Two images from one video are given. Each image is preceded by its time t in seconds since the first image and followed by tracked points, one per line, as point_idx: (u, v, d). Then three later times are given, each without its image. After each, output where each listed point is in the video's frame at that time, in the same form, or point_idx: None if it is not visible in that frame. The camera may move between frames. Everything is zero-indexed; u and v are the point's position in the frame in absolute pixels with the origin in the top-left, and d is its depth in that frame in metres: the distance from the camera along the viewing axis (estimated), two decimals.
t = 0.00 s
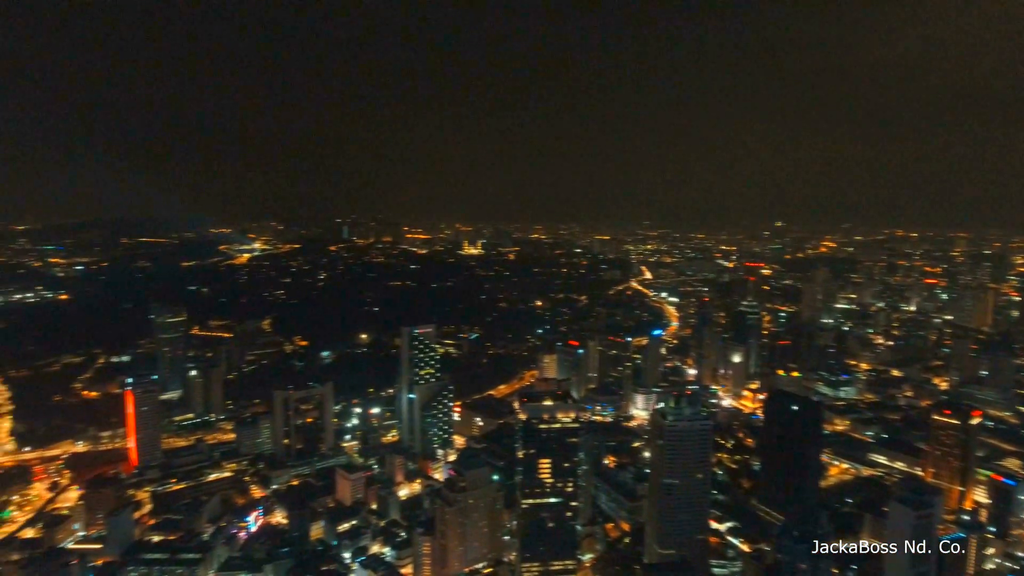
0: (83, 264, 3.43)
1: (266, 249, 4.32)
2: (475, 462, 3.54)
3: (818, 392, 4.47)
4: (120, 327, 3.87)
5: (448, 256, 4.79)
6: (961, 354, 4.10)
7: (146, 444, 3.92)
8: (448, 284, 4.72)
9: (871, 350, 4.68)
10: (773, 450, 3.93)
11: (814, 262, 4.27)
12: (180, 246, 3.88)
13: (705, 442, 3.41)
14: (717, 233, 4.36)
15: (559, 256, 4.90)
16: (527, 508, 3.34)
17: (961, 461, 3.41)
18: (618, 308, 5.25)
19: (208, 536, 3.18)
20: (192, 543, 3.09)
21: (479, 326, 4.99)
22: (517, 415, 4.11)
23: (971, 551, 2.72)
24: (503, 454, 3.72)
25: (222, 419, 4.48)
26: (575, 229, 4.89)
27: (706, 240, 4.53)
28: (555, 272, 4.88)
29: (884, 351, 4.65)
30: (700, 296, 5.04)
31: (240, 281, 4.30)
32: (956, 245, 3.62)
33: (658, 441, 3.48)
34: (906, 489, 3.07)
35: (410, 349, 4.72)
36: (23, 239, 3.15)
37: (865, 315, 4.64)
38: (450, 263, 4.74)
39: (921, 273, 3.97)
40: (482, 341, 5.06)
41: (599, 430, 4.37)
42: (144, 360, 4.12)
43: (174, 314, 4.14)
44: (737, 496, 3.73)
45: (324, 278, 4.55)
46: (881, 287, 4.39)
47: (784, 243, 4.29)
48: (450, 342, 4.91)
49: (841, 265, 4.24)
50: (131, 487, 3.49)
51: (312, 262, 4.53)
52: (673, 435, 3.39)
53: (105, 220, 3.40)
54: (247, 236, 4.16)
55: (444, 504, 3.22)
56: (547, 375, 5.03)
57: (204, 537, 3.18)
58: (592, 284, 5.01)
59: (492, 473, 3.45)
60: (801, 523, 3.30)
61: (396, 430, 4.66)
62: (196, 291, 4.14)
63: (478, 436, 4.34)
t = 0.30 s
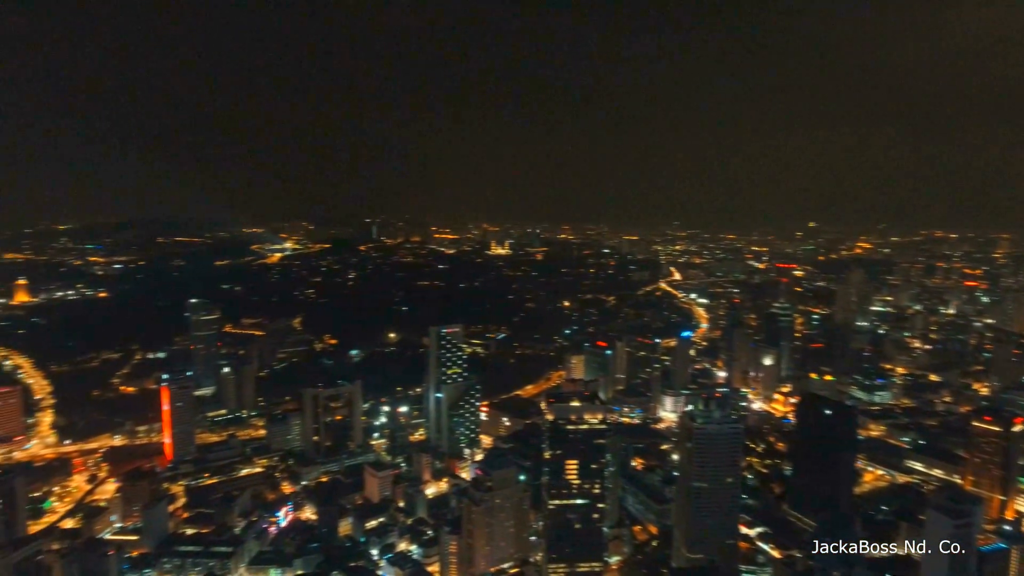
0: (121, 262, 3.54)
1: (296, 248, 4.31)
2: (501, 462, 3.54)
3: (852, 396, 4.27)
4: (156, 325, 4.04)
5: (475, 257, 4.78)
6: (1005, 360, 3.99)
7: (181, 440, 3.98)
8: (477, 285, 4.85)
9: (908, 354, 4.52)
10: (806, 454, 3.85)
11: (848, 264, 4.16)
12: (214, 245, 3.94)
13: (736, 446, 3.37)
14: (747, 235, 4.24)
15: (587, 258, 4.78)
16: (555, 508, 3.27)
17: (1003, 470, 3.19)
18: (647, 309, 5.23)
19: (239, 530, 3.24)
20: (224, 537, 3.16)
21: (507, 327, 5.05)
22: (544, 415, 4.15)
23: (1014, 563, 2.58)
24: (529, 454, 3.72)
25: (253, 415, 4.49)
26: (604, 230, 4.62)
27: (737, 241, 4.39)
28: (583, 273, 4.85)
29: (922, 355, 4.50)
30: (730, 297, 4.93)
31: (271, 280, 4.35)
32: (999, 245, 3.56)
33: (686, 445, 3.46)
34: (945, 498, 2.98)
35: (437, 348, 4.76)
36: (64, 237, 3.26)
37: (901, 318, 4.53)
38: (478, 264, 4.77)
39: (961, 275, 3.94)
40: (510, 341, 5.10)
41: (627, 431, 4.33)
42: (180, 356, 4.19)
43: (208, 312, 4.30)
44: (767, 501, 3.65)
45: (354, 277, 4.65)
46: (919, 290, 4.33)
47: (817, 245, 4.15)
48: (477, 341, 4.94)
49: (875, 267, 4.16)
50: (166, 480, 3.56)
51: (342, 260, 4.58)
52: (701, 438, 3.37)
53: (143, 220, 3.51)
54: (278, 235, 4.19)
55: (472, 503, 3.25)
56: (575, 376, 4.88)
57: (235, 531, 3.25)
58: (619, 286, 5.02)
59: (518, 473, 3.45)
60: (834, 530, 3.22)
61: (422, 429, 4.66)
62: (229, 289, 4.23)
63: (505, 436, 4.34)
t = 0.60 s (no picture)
0: (157, 261, 3.59)
1: (325, 247, 4.34)
2: (528, 462, 3.55)
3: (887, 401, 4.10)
4: (188, 326, 4.13)
5: (502, 258, 4.74)
6: None
7: (214, 435, 4.08)
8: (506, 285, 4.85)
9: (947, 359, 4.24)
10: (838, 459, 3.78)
11: (883, 265, 4.04)
12: (248, 244, 4.01)
13: (764, 449, 3.29)
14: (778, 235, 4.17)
15: (614, 257, 4.71)
16: (582, 509, 3.22)
17: None
18: (678, 310, 5.19)
19: (270, 525, 3.30)
20: (256, 531, 3.22)
21: (535, 327, 5.07)
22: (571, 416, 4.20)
23: None
24: (556, 455, 3.71)
25: (284, 412, 4.64)
26: (632, 230, 4.56)
27: (769, 242, 4.35)
28: (609, 272, 4.80)
29: (961, 360, 4.22)
30: (761, 299, 4.90)
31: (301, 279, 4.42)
32: None
33: (715, 448, 3.41)
34: (987, 509, 2.86)
35: (465, 348, 4.79)
36: (104, 237, 3.35)
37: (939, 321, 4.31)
38: (506, 263, 4.75)
39: (1003, 278, 3.71)
40: (536, 341, 5.12)
41: (656, 433, 4.30)
42: (213, 353, 4.34)
43: (240, 310, 4.36)
44: (799, 506, 3.54)
45: (380, 275, 4.66)
46: (957, 292, 4.08)
47: (850, 246, 4.11)
48: (505, 341, 4.99)
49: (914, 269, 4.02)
50: (199, 475, 3.68)
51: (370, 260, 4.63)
52: (730, 441, 3.30)
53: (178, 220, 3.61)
54: (308, 235, 4.23)
55: (499, 502, 3.27)
56: (602, 376, 4.84)
57: (266, 525, 3.31)
58: (648, 285, 4.93)
59: (545, 473, 3.46)
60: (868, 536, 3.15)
61: (450, 428, 4.71)
62: (260, 289, 4.34)
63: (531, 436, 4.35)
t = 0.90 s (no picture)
0: (193, 260, 3.67)
1: (356, 246, 4.43)
2: (554, 462, 3.55)
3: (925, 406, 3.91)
4: (223, 324, 4.23)
5: (530, 258, 4.72)
6: None
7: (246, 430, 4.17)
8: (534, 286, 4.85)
9: (990, 363, 3.98)
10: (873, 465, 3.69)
11: (922, 266, 3.85)
12: (281, 243, 4.09)
13: (796, 453, 3.26)
14: (812, 236, 4.06)
15: (643, 256, 4.61)
16: (609, 511, 3.24)
17: None
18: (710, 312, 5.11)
19: (300, 520, 3.35)
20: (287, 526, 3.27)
21: (563, 328, 5.20)
22: (599, 417, 4.14)
23: None
24: (583, 456, 3.70)
25: (315, 409, 4.73)
26: (662, 231, 4.42)
27: (801, 243, 4.22)
28: (639, 272, 4.76)
29: (1004, 364, 3.94)
30: (795, 300, 4.72)
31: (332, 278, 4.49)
32: None
33: (746, 452, 3.37)
34: None
35: (493, 348, 4.85)
36: (142, 236, 3.42)
37: (981, 324, 4.02)
38: (533, 264, 4.73)
39: None
40: (563, 342, 5.21)
41: (684, 436, 4.26)
42: (246, 351, 4.42)
43: (271, 309, 4.45)
44: (831, 511, 3.32)
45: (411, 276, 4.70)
46: (1000, 293, 3.86)
47: (887, 246, 3.97)
48: (532, 341, 5.06)
49: (954, 270, 3.84)
50: (232, 470, 3.76)
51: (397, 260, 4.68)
52: (762, 444, 3.26)
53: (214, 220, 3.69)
54: (338, 234, 4.31)
55: (526, 503, 3.28)
56: (631, 378, 5.09)
57: (296, 520, 3.36)
58: (678, 286, 4.91)
59: (572, 475, 3.45)
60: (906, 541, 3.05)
61: (477, 427, 4.71)
62: (292, 288, 4.40)
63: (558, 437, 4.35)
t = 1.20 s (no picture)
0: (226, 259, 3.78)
1: (385, 246, 4.43)
2: (581, 463, 3.53)
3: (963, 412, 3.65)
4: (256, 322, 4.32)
5: (560, 258, 4.76)
6: None
7: (278, 426, 4.25)
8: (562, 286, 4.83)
9: None
10: (910, 471, 3.60)
11: (963, 268, 3.75)
12: (309, 242, 4.13)
13: (831, 458, 3.19)
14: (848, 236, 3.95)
15: (672, 257, 4.61)
16: (637, 514, 3.21)
17: None
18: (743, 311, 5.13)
19: (329, 516, 3.40)
20: (315, 522, 3.32)
21: (590, 327, 5.14)
22: (627, 419, 4.11)
23: None
24: (611, 458, 3.68)
25: (344, 406, 4.79)
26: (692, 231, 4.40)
27: (835, 242, 4.13)
28: (669, 273, 4.72)
29: None
30: (828, 302, 4.67)
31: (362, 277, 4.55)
32: None
33: (777, 456, 3.32)
34: None
35: (521, 348, 4.82)
36: (178, 236, 3.53)
37: None
38: (563, 264, 4.75)
39: None
40: (592, 342, 5.19)
41: (715, 439, 4.21)
42: (277, 350, 4.55)
43: (302, 307, 4.58)
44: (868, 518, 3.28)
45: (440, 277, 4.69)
46: None
47: (927, 246, 3.91)
48: (560, 341, 5.03)
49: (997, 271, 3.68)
50: (264, 464, 3.81)
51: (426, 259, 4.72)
52: (794, 448, 3.21)
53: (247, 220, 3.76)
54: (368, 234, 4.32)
55: (552, 504, 3.27)
56: (660, 379, 4.98)
57: (325, 516, 3.41)
58: (711, 288, 4.77)
59: (599, 476, 3.44)
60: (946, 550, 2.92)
61: (505, 427, 4.73)
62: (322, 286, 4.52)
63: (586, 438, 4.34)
